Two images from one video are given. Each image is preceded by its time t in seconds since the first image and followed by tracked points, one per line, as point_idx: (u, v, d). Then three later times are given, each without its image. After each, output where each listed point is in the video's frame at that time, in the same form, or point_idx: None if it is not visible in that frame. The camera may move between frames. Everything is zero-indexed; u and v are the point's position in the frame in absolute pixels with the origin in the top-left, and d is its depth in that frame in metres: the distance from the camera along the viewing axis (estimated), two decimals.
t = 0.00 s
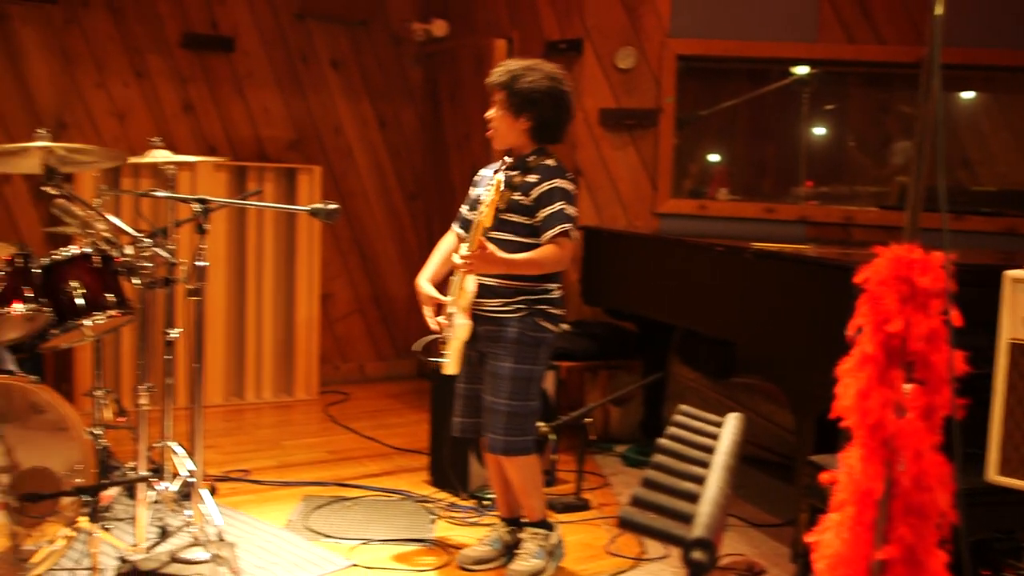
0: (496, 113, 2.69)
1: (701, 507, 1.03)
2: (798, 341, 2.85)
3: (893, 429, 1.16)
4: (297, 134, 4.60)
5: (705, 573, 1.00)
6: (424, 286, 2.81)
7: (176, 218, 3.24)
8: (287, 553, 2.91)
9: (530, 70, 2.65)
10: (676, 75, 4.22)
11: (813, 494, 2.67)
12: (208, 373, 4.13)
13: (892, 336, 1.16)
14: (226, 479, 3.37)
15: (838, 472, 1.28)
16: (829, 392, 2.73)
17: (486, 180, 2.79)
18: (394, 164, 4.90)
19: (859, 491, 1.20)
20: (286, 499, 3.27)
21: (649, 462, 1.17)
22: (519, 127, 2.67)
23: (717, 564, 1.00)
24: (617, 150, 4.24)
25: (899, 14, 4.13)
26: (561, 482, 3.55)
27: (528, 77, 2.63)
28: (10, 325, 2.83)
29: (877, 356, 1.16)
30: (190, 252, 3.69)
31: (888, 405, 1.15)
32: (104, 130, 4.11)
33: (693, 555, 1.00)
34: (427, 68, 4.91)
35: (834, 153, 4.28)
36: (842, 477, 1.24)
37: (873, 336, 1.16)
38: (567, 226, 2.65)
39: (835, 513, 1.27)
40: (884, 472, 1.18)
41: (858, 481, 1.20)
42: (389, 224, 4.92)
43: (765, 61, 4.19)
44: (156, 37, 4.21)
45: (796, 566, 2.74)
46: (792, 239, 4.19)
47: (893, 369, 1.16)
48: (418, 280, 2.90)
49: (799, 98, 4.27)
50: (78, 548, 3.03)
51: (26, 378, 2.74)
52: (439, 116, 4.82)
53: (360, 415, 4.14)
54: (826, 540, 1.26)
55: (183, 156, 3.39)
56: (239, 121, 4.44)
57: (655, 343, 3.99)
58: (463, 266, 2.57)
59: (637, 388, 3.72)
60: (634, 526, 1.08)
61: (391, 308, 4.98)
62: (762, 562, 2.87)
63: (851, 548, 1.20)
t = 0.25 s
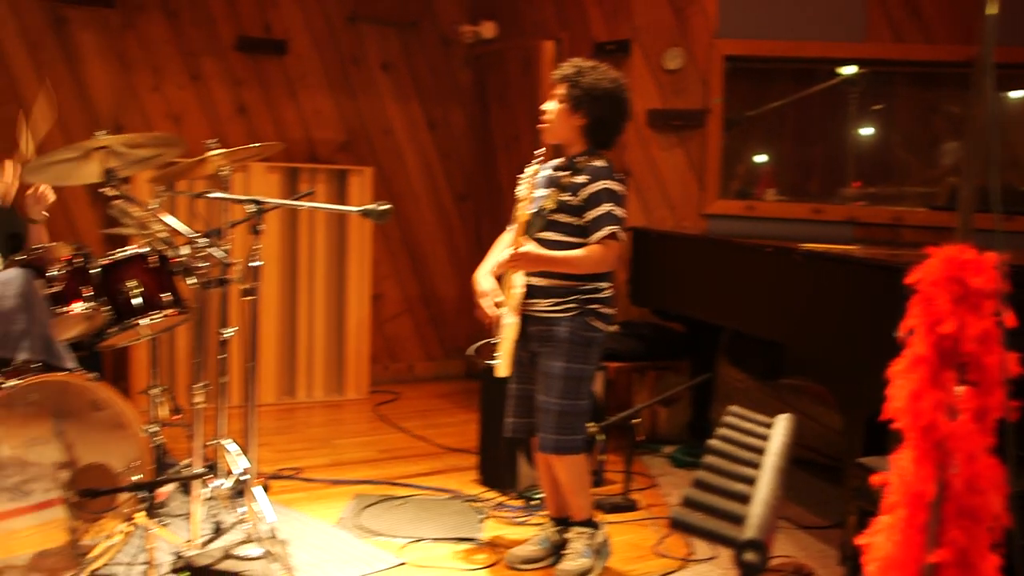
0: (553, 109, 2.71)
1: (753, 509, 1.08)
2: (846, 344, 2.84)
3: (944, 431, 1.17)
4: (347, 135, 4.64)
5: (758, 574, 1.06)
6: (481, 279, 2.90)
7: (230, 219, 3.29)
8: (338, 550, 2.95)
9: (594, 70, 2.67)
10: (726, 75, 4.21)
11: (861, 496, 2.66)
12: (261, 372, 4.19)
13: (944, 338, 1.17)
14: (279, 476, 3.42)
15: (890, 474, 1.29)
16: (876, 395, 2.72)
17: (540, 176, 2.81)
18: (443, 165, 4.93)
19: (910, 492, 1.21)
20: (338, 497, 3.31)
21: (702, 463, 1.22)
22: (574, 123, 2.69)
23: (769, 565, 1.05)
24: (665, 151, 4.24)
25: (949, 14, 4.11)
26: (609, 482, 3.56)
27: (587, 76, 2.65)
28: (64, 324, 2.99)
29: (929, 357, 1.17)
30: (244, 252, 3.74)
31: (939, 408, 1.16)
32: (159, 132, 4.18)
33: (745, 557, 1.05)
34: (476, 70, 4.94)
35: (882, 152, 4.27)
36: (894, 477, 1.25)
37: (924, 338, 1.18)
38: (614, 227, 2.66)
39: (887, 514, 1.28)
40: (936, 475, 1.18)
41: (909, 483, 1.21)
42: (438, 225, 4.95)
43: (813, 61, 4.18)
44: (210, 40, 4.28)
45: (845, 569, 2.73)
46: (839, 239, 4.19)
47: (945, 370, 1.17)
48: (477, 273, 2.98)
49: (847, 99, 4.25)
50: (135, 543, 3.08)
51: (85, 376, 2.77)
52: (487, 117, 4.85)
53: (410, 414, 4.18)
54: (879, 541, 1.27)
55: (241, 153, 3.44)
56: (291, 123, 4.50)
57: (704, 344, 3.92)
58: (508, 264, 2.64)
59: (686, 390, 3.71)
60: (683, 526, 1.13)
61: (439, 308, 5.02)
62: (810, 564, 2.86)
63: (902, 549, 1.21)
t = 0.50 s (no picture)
0: (608, 112, 2.71)
1: (811, 509, 1.08)
2: (901, 345, 2.80)
3: (1005, 432, 1.02)
4: (398, 136, 4.67)
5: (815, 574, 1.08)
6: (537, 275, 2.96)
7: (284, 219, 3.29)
8: (390, 548, 2.96)
9: (650, 74, 2.66)
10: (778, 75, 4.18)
11: (916, 498, 2.62)
12: (313, 371, 4.23)
13: (1007, 337, 1.03)
14: (331, 474, 3.45)
15: (949, 474, 1.13)
16: (932, 397, 2.68)
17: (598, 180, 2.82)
18: (493, 165, 4.95)
19: (967, 495, 1.06)
20: (389, 496, 3.32)
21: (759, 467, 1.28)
22: (628, 124, 2.68)
23: (826, 565, 1.07)
24: (716, 151, 4.21)
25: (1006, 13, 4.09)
26: (659, 483, 3.55)
27: (642, 80, 2.64)
28: (120, 323, 2.96)
29: (988, 357, 1.04)
30: (297, 251, 3.77)
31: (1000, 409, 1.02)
32: (213, 133, 4.23)
33: (804, 558, 1.07)
34: (525, 70, 4.95)
35: (932, 152, 4.20)
36: (953, 478, 1.10)
37: (983, 338, 1.04)
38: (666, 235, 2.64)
39: (944, 518, 1.12)
40: (996, 478, 1.03)
41: (966, 487, 1.06)
42: (488, 225, 4.97)
43: (866, 59, 4.14)
44: (262, 42, 4.32)
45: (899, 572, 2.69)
46: (891, 240, 4.14)
47: (1006, 370, 1.04)
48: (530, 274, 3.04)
49: (899, 98, 4.21)
50: (190, 539, 3.12)
51: (141, 373, 2.79)
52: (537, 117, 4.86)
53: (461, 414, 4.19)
54: (934, 546, 1.12)
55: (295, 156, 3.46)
56: (342, 123, 4.53)
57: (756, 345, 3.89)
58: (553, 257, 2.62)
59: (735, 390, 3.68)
60: (739, 526, 1.21)
61: (489, 308, 5.03)
62: (863, 566, 2.83)
63: (959, 558, 1.06)
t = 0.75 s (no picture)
0: (662, 112, 2.68)
1: (873, 512, 0.87)
2: (961, 346, 2.75)
3: None
4: (447, 135, 4.67)
5: None
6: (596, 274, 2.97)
7: (334, 219, 3.29)
8: (441, 547, 2.95)
9: (701, 74, 2.63)
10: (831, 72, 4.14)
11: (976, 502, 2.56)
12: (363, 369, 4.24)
13: None
14: (381, 472, 3.45)
15: None
16: (994, 399, 2.63)
17: (652, 181, 2.79)
18: (542, 164, 4.94)
19: None
20: (439, 494, 3.32)
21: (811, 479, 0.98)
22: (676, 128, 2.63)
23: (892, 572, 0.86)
24: (768, 149, 4.17)
25: None
26: (711, 484, 3.51)
27: (694, 78, 2.61)
28: (175, 323, 2.91)
29: None
30: (347, 251, 3.78)
31: None
32: (263, 132, 4.25)
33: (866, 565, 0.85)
34: (575, 68, 4.93)
35: (990, 149, 4.15)
36: None
37: None
38: (716, 235, 2.60)
39: None
40: None
41: None
42: (537, 224, 4.95)
43: (921, 56, 4.09)
44: (312, 42, 4.34)
45: None
46: (949, 239, 4.07)
47: None
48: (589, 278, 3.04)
49: (957, 95, 4.16)
50: (242, 535, 3.13)
51: (194, 370, 2.79)
52: (586, 116, 4.84)
53: (510, 413, 4.18)
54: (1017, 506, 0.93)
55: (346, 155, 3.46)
56: (391, 123, 4.54)
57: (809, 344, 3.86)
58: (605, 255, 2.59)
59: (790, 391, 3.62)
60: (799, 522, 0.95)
61: (539, 306, 5.02)
62: (921, 570, 2.77)
63: None
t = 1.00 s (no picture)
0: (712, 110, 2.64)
1: (936, 519, 1.05)
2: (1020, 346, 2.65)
3: None
4: (494, 133, 4.65)
5: None
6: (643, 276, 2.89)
7: (380, 218, 3.26)
8: (488, 547, 2.92)
9: (750, 67, 2.58)
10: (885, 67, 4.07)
11: None
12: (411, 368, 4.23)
13: None
14: (428, 471, 3.43)
15: None
16: None
17: (702, 178, 2.73)
18: (591, 163, 4.91)
19: None
20: (487, 494, 3.29)
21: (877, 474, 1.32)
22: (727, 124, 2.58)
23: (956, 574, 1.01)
24: (822, 146, 4.13)
25: None
26: (764, 486, 3.46)
27: (740, 72, 2.56)
28: (224, 320, 2.90)
29: None
30: (394, 249, 3.77)
31: None
32: (310, 131, 4.25)
33: (930, 567, 1.01)
34: (624, 66, 4.90)
35: None
36: None
37: None
38: (768, 229, 2.52)
39: None
40: None
41: None
42: (585, 223, 4.92)
43: (979, 50, 4.00)
44: (359, 42, 4.33)
45: None
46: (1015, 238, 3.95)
47: None
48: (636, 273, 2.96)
49: (1018, 88, 3.98)
50: (290, 533, 3.12)
51: (243, 368, 2.78)
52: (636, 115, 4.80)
53: (558, 413, 4.14)
54: None
55: (393, 152, 3.43)
56: (439, 122, 4.53)
57: (862, 344, 3.84)
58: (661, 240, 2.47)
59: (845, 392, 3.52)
60: (863, 534, 1.24)
61: (587, 306, 4.99)
62: None
63: None
